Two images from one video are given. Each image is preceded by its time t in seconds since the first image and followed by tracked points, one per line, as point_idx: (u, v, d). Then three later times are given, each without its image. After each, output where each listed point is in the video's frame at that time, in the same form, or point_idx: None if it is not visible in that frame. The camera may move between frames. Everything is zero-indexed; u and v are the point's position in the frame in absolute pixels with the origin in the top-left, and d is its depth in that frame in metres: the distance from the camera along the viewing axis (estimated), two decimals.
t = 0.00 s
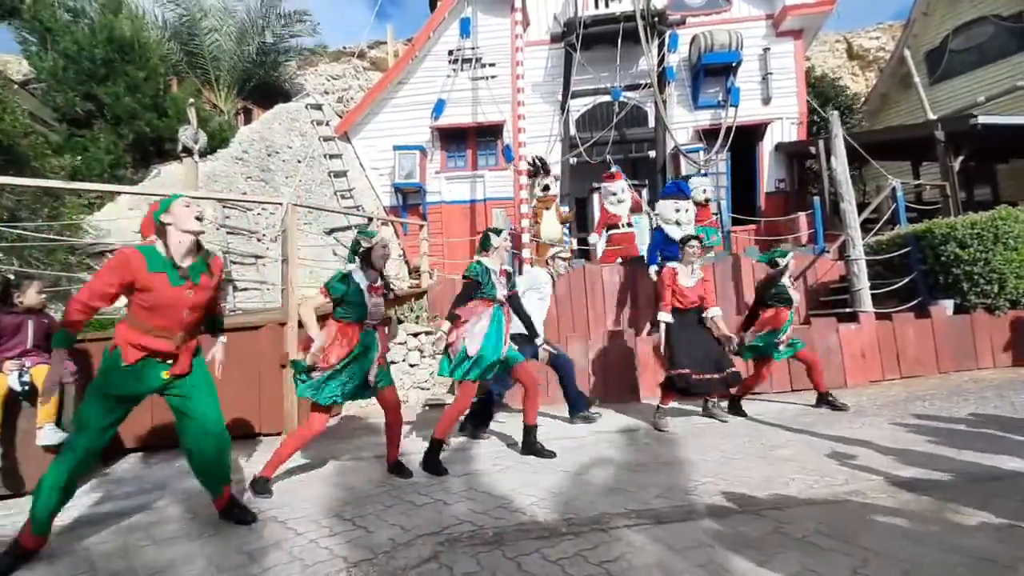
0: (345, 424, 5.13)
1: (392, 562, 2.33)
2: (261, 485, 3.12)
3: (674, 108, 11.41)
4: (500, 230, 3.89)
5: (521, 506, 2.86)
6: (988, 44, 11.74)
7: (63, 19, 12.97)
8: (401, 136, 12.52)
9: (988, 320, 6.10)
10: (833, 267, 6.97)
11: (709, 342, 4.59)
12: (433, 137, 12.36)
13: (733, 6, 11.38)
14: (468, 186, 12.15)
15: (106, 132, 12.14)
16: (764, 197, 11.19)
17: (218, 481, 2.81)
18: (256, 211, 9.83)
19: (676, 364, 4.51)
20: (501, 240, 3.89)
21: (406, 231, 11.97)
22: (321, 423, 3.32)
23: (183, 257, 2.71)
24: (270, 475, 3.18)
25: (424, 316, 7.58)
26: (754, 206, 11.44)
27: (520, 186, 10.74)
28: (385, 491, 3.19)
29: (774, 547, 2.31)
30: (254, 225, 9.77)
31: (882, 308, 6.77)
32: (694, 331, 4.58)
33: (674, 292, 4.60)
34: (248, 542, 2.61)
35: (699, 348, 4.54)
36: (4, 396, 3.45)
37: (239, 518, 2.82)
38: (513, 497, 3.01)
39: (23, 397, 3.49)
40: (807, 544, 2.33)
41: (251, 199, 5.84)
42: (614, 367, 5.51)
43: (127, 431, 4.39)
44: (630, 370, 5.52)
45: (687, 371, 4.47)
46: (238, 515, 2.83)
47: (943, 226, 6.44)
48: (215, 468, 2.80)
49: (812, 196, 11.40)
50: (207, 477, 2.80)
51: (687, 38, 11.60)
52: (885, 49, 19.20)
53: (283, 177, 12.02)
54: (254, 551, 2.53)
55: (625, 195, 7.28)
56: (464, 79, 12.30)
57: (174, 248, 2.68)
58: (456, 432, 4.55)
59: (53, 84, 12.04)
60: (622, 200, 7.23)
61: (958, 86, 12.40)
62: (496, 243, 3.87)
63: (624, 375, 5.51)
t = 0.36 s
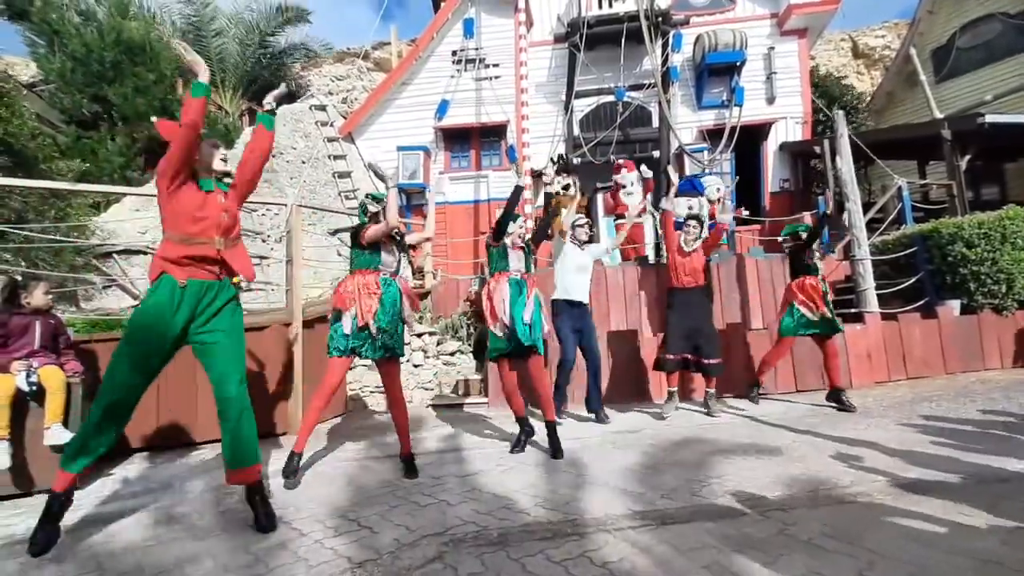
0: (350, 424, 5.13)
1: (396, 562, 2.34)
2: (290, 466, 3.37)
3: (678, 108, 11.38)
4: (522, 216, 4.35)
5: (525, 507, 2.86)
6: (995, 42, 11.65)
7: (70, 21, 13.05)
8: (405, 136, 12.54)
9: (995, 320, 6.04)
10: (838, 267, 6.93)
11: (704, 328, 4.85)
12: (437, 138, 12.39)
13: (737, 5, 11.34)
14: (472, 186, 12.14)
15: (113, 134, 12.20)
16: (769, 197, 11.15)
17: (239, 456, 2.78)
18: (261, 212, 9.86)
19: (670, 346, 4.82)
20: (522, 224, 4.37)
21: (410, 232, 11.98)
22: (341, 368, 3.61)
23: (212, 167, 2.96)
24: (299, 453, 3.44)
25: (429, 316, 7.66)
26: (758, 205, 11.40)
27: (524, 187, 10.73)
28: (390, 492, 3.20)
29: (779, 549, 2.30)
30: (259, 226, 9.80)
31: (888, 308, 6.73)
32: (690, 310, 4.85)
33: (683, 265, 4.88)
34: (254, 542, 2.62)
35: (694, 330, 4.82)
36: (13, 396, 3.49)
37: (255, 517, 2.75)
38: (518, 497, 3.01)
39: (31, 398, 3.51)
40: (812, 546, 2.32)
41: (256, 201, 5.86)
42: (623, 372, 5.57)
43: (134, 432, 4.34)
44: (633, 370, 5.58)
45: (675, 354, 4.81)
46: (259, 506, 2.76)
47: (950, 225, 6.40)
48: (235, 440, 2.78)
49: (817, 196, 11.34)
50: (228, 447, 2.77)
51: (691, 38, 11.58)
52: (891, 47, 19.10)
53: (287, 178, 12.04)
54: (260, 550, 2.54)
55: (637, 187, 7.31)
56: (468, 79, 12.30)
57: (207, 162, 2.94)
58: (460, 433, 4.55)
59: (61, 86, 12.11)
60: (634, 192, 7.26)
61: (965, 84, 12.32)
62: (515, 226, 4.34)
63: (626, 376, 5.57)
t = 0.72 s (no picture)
0: (351, 426, 5.13)
1: (395, 565, 2.33)
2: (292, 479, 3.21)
3: (679, 108, 11.37)
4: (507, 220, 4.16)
5: (525, 509, 2.85)
6: (998, 41, 11.63)
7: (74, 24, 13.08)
8: (406, 137, 12.55)
9: (998, 321, 6.03)
10: (840, 268, 6.90)
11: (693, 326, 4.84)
12: (438, 139, 12.39)
13: (738, 5, 11.33)
14: (473, 187, 12.13)
15: (115, 135, 12.22)
16: (770, 198, 11.11)
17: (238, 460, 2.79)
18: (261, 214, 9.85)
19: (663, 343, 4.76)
20: (509, 230, 4.16)
21: (411, 233, 11.97)
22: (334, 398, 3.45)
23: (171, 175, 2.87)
24: (299, 469, 3.27)
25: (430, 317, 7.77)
26: (760, 206, 11.36)
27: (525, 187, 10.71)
28: (390, 494, 3.19)
29: (779, 552, 2.29)
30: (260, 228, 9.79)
31: (890, 309, 6.70)
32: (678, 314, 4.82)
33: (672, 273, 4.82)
34: (254, 545, 2.61)
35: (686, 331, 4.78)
36: (15, 397, 3.50)
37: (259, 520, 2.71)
38: (518, 500, 3.00)
39: (32, 399, 3.54)
40: (813, 549, 2.30)
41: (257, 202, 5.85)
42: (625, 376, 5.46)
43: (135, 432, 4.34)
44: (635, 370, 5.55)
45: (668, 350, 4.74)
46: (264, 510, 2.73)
47: (952, 226, 6.36)
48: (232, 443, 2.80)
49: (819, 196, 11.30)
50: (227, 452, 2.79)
51: (692, 39, 11.57)
52: (893, 47, 19.05)
53: (288, 179, 12.04)
54: (260, 552, 2.54)
55: (632, 187, 7.45)
56: (469, 80, 12.31)
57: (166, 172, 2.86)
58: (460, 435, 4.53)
59: (64, 88, 12.13)
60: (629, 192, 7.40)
61: (968, 84, 12.27)
62: (503, 231, 4.15)
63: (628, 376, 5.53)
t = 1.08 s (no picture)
0: (328, 429, 5.05)
1: (372, 571, 2.29)
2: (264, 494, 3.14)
3: (658, 112, 11.50)
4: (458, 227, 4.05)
5: (503, 512, 2.83)
6: (964, 51, 12.06)
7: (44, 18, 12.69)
8: (386, 137, 12.45)
9: (964, 322, 6.21)
10: (813, 270, 7.06)
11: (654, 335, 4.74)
12: (419, 139, 12.32)
13: (716, 12, 11.53)
14: (454, 188, 12.10)
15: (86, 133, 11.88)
16: (747, 201, 11.33)
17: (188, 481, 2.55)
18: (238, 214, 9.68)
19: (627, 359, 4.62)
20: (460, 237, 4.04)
21: (392, 234, 11.89)
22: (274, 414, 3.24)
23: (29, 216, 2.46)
24: (271, 485, 3.19)
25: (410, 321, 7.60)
26: (736, 209, 11.56)
27: (506, 190, 10.76)
28: (367, 499, 3.14)
29: (754, 551, 2.31)
30: (236, 228, 9.61)
31: (861, 310, 6.87)
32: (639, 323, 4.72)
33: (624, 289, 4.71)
34: (226, 553, 2.55)
35: (645, 341, 4.68)
36: None
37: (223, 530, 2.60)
38: (497, 502, 2.98)
39: None
40: (786, 548, 2.34)
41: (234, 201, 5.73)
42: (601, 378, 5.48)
43: (102, 439, 4.23)
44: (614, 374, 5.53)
45: (635, 370, 4.60)
46: (230, 519, 2.61)
47: (921, 229, 6.62)
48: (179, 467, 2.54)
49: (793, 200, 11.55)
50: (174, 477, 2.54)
51: (671, 43, 11.72)
52: (865, 55, 19.59)
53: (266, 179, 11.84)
54: (231, 561, 2.47)
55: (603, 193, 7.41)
56: (450, 81, 12.26)
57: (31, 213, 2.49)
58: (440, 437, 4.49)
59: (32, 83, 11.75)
60: (599, 198, 7.36)
61: (936, 92, 12.67)
62: (455, 237, 4.01)
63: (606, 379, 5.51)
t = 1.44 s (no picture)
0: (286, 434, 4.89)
1: None
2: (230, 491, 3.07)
3: (621, 117, 11.71)
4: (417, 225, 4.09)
5: (464, 515, 2.81)
6: (906, 67, 12.82)
7: None
8: (349, 135, 12.21)
9: (904, 322, 6.56)
10: (766, 273, 7.33)
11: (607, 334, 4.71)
12: (383, 138, 12.13)
13: (676, 21, 11.85)
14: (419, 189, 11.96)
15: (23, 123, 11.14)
16: (706, 206, 11.65)
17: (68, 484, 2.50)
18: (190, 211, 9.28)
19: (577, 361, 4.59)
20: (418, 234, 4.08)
21: (354, 233, 11.64)
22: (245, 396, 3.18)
23: None
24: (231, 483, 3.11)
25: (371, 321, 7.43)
26: (696, 213, 11.89)
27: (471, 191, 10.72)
28: (324, 506, 3.05)
29: (710, 547, 2.37)
30: (189, 226, 9.20)
31: (810, 312, 7.18)
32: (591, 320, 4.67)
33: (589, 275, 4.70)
34: (171, 566, 2.42)
35: (596, 338, 4.65)
36: None
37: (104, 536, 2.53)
38: (458, 505, 2.94)
39: None
40: (740, 543, 2.41)
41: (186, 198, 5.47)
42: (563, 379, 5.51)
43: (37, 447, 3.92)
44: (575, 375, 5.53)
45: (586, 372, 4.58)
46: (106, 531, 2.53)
47: (866, 235, 6.98)
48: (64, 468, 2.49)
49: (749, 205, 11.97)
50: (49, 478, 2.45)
51: (634, 51, 11.94)
52: (815, 68, 20.54)
53: (220, 175, 11.38)
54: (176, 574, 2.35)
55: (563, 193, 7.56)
56: (415, 81, 12.14)
57: None
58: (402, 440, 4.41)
59: None
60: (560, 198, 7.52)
61: (879, 105, 13.39)
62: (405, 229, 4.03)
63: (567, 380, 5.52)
